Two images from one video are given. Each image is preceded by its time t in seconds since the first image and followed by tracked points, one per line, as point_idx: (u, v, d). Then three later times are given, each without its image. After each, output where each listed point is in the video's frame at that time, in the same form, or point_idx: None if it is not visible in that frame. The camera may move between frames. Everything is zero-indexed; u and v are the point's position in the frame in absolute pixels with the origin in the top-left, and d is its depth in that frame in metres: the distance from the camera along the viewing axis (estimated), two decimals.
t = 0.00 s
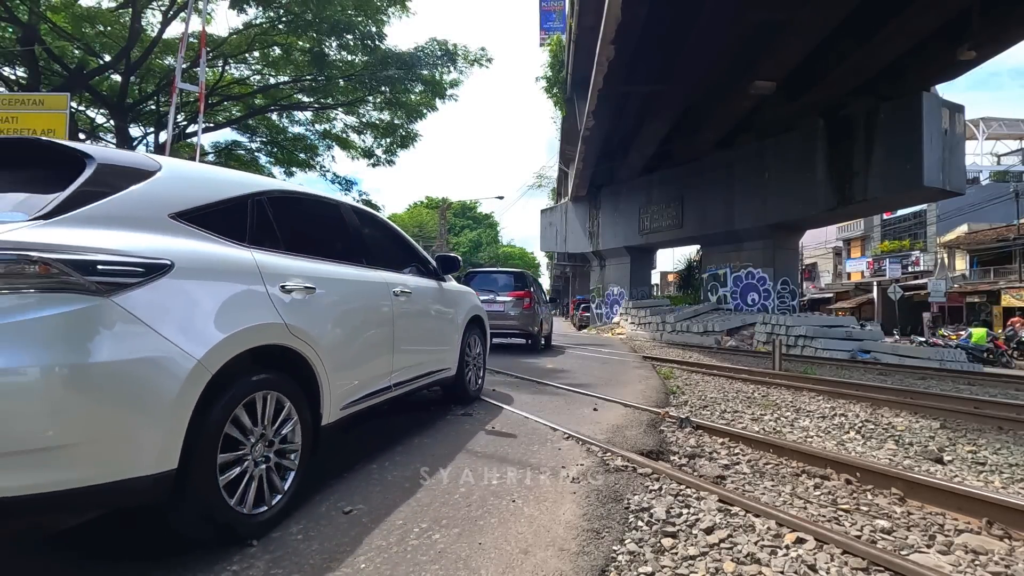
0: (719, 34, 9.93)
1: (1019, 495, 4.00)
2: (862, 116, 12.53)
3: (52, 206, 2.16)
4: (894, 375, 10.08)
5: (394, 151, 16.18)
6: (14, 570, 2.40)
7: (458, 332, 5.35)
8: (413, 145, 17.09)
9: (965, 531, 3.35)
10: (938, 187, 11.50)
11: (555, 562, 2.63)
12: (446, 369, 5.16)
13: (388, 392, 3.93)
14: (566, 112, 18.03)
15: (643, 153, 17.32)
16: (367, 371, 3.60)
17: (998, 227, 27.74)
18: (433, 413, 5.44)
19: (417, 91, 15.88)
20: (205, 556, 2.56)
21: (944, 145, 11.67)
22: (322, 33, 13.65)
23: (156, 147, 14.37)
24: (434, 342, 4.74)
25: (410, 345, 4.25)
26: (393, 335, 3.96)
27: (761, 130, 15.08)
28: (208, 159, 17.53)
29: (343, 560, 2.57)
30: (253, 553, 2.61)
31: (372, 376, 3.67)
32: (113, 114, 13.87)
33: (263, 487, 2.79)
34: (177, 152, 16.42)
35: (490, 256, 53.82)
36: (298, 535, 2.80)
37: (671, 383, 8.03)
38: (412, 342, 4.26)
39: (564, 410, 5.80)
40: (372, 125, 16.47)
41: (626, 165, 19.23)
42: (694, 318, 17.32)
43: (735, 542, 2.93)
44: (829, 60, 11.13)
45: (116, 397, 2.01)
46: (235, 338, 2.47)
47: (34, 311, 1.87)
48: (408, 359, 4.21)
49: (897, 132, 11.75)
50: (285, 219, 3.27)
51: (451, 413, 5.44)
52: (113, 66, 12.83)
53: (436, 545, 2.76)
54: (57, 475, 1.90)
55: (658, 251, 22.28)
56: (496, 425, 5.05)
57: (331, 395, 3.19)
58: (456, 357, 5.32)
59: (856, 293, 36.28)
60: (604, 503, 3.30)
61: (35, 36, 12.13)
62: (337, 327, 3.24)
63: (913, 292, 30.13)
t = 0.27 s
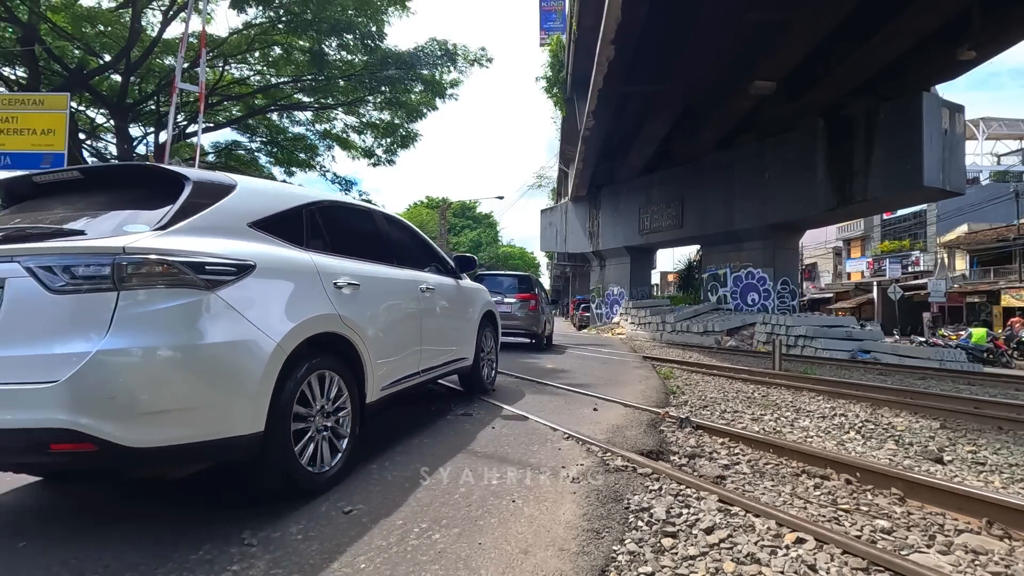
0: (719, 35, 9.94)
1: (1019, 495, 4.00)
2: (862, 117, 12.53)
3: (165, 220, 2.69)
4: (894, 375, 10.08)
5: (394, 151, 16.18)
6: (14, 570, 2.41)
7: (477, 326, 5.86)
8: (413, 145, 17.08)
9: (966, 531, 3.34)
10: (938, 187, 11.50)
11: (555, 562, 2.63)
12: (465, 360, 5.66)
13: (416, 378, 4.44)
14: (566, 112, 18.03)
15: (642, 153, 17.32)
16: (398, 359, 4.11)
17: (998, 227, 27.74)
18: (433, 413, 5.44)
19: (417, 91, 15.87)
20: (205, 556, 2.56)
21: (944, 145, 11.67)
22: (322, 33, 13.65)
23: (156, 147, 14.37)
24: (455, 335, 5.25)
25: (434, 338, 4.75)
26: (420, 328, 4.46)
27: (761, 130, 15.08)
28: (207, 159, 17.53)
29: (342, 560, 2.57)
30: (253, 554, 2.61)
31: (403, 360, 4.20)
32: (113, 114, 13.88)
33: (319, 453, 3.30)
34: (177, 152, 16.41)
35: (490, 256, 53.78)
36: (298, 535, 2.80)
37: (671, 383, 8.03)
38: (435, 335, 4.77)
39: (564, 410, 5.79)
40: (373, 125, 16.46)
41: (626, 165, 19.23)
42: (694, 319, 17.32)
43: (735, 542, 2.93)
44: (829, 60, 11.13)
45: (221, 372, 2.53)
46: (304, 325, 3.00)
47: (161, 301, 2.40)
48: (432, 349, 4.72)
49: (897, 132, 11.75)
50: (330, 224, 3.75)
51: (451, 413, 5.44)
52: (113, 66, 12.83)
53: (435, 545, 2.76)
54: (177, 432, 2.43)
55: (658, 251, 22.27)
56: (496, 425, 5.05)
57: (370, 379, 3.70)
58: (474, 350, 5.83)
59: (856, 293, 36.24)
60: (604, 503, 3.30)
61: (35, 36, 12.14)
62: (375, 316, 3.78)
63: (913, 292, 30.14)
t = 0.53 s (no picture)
0: (719, 35, 9.94)
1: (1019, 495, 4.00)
2: (862, 116, 12.53)
3: (256, 233, 3.11)
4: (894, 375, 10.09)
5: (394, 151, 16.18)
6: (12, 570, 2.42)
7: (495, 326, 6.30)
8: (413, 145, 17.07)
9: (966, 531, 3.35)
10: (938, 187, 11.50)
11: (555, 562, 2.63)
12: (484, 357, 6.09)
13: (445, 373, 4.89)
14: (567, 112, 18.04)
15: (642, 153, 17.33)
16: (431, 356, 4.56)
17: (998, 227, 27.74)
18: (433, 412, 5.45)
19: (417, 90, 15.86)
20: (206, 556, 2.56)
21: (945, 145, 11.67)
22: (322, 33, 13.66)
23: (156, 147, 14.37)
24: (477, 333, 5.69)
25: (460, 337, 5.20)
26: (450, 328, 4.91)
27: (761, 130, 15.08)
28: (208, 159, 17.53)
29: (342, 560, 2.58)
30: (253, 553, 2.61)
31: (435, 356, 4.65)
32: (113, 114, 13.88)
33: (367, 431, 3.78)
34: (177, 152, 16.41)
35: (490, 256, 53.77)
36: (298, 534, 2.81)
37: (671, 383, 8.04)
38: (461, 334, 5.20)
39: (564, 410, 5.80)
40: (373, 125, 16.45)
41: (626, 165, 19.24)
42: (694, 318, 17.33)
43: (735, 542, 2.93)
44: (829, 60, 11.13)
45: (299, 362, 3.01)
46: (360, 326, 3.46)
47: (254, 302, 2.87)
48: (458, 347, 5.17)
49: (897, 132, 11.75)
50: (378, 236, 4.17)
51: (450, 413, 5.44)
52: (113, 66, 12.83)
53: (435, 545, 2.76)
54: (268, 410, 2.91)
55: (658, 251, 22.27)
56: (496, 425, 5.05)
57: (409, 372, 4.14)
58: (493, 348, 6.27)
59: (856, 293, 36.24)
60: (604, 503, 3.30)
61: (35, 36, 12.15)
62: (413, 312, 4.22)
63: (913, 291, 30.15)
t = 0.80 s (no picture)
0: (719, 35, 9.95)
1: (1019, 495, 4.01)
2: (862, 116, 12.53)
3: (319, 242, 3.46)
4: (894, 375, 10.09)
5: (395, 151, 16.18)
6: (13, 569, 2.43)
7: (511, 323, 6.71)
8: (414, 144, 17.07)
9: (965, 531, 3.35)
10: (938, 187, 11.51)
11: (555, 562, 2.63)
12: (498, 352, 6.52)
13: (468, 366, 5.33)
14: (567, 112, 18.05)
15: (642, 153, 17.33)
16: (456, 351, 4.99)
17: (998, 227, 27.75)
18: (433, 412, 5.45)
19: (417, 90, 15.85)
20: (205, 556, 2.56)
21: (944, 146, 11.67)
22: (321, 33, 13.68)
23: (156, 147, 14.37)
24: (496, 330, 6.12)
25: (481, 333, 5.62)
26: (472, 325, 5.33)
27: (761, 130, 15.09)
28: (208, 159, 17.53)
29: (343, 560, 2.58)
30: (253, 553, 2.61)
31: (459, 351, 5.08)
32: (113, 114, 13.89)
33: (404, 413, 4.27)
34: (177, 152, 16.42)
35: (491, 257, 53.76)
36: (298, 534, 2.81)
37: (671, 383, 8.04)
38: (482, 331, 5.62)
39: (564, 410, 5.80)
40: (373, 125, 16.46)
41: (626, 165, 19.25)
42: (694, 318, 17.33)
43: (735, 542, 2.93)
44: (829, 60, 11.13)
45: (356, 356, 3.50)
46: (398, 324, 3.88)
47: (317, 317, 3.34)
48: (479, 343, 5.60)
49: (897, 132, 11.76)
50: (412, 243, 4.55)
51: (450, 413, 5.45)
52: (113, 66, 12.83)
53: (436, 545, 2.76)
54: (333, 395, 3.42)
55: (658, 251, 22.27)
56: (496, 425, 5.05)
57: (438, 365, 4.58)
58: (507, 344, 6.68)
59: (856, 293, 36.24)
60: (604, 503, 3.30)
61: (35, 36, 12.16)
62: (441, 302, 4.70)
63: (913, 291, 30.16)
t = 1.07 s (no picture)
0: (718, 36, 9.97)
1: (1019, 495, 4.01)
2: (863, 116, 12.53)
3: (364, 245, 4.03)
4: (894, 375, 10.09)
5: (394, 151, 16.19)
6: (12, 570, 2.43)
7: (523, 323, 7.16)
8: (413, 145, 17.07)
9: (966, 531, 3.35)
10: (938, 188, 11.51)
11: (555, 562, 2.63)
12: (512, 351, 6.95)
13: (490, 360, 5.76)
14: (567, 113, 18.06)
15: (642, 153, 17.34)
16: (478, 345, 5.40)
17: (998, 227, 27.74)
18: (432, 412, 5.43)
19: (417, 90, 15.85)
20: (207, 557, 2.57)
21: (944, 146, 11.67)
22: (322, 33, 13.69)
23: (156, 147, 14.38)
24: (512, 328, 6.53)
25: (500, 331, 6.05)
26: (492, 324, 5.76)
27: (761, 130, 15.10)
28: (207, 159, 17.52)
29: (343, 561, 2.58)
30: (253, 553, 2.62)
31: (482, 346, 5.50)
32: (113, 114, 13.90)
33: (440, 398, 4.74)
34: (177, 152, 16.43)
35: (490, 257, 53.72)
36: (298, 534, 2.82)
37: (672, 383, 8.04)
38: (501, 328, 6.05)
39: (563, 410, 5.80)
40: (373, 125, 16.47)
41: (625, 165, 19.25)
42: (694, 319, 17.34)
43: (735, 542, 2.93)
44: (829, 60, 11.14)
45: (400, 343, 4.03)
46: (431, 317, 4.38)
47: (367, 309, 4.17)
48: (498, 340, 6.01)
49: (897, 132, 11.76)
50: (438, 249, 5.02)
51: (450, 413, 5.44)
52: (113, 66, 12.84)
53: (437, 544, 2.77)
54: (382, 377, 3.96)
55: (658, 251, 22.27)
56: (496, 425, 5.05)
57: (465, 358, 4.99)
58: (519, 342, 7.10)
59: (856, 293, 36.22)
60: (604, 503, 3.30)
61: (35, 36, 12.17)
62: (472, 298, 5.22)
63: (913, 292, 30.16)
